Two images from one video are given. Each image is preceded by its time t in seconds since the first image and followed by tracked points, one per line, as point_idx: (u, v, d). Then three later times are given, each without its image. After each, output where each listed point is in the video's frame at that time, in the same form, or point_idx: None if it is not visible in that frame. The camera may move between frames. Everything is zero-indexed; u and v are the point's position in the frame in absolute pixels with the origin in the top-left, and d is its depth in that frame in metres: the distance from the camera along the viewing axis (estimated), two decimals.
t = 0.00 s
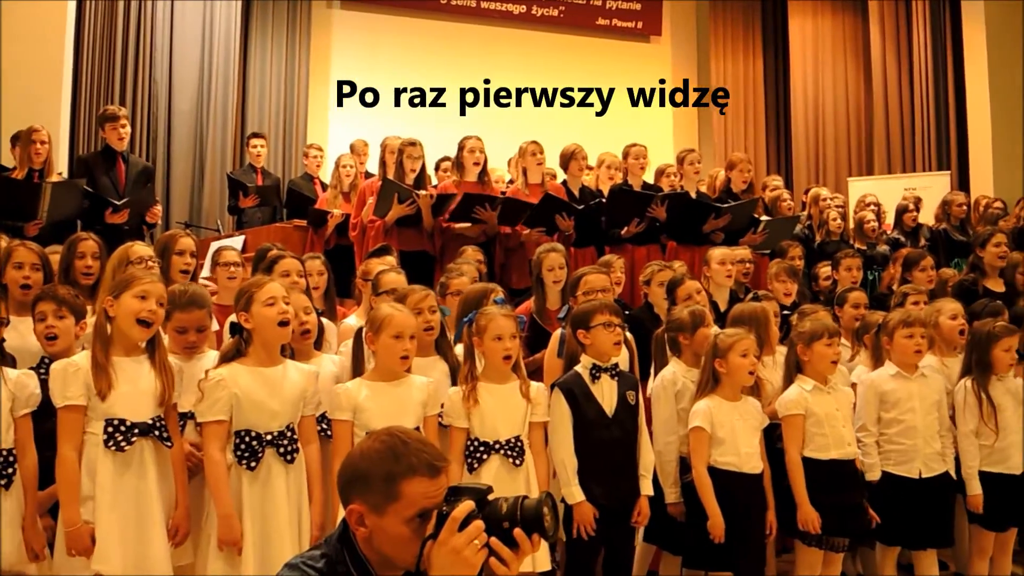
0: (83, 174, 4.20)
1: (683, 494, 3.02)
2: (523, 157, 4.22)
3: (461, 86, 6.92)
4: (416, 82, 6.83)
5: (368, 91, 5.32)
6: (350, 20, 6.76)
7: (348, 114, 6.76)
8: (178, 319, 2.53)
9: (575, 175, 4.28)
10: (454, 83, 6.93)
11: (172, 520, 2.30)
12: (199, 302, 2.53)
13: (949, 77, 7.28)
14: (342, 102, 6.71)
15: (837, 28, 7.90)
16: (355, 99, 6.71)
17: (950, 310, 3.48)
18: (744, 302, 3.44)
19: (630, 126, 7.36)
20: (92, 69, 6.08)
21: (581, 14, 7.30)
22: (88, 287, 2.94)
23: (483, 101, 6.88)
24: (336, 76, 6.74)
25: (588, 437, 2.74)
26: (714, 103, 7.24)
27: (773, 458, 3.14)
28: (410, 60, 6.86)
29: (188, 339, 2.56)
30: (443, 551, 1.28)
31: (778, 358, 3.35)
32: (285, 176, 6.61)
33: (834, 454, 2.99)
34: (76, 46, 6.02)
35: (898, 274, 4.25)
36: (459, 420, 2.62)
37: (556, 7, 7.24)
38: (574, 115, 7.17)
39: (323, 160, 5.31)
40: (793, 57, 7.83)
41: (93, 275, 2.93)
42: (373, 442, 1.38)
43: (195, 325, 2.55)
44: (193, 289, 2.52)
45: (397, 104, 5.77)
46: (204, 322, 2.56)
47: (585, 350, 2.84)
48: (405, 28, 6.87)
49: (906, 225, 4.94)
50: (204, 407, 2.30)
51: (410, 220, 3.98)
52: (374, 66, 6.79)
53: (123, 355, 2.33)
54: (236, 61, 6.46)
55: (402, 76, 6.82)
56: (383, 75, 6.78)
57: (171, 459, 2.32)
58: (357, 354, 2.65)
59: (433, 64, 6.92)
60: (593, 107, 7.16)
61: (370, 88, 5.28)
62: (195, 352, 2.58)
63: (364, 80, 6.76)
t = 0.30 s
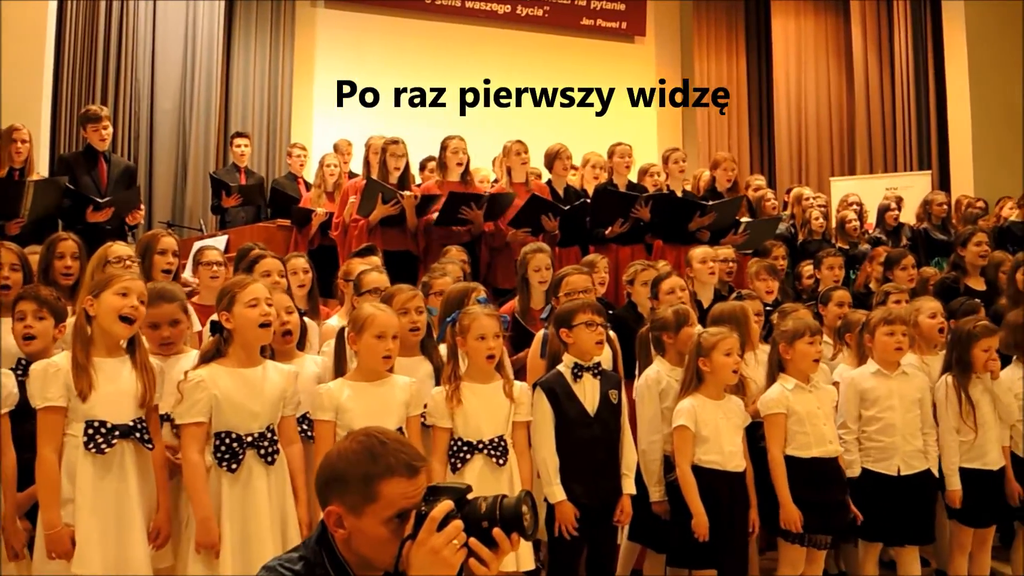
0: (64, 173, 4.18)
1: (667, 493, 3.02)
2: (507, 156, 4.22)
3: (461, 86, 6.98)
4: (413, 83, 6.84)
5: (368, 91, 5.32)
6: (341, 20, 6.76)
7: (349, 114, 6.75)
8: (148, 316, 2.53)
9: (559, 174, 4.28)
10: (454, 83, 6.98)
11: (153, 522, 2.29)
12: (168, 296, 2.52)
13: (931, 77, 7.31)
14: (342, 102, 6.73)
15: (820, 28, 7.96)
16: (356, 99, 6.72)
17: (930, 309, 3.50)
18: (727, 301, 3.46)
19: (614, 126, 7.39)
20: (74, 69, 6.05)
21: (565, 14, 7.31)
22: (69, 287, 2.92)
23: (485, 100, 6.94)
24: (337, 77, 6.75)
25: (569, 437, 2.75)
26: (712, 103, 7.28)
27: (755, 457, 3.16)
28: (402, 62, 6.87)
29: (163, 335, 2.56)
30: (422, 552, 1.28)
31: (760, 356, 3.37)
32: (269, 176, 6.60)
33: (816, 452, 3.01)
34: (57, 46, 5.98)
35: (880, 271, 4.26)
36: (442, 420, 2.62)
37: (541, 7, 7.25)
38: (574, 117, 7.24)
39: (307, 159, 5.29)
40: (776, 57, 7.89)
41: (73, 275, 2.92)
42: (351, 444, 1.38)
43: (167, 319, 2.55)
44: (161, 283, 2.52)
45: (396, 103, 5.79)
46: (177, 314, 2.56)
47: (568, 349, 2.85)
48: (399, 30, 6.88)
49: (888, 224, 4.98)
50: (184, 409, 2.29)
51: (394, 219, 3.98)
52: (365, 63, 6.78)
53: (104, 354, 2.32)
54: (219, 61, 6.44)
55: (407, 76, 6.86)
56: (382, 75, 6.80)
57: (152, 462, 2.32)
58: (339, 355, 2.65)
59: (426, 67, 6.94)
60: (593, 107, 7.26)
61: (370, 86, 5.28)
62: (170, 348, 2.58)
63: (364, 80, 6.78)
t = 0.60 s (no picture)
0: (47, 168, 4.15)
1: (648, 492, 3.03)
2: (493, 155, 4.21)
3: (461, 86, 7.04)
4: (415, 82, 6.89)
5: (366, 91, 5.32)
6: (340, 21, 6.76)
7: (349, 115, 6.76)
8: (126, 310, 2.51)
9: (545, 174, 4.28)
10: (456, 82, 7.04)
11: (131, 521, 2.27)
12: (146, 289, 2.51)
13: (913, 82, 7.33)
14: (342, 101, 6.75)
15: (805, 30, 8.02)
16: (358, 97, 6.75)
17: (913, 314, 3.53)
18: (710, 302, 3.47)
19: (601, 126, 7.39)
20: (58, 63, 6.01)
21: (552, 14, 7.32)
22: (49, 283, 2.91)
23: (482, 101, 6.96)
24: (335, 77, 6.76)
25: (551, 436, 2.75)
26: (711, 105, 7.33)
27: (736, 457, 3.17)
28: (396, 62, 6.88)
29: (140, 329, 2.54)
30: (400, 549, 1.27)
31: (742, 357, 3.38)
32: (254, 173, 6.57)
33: (795, 453, 3.02)
34: (41, 40, 5.94)
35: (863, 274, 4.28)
36: (425, 418, 2.62)
37: (528, 7, 7.25)
38: (571, 117, 7.30)
39: (292, 156, 5.28)
40: (762, 59, 7.94)
41: (53, 271, 2.90)
42: (328, 441, 1.37)
43: (145, 313, 2.53)
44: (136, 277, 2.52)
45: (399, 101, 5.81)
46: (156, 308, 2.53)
47: (551, 349, 2.85)
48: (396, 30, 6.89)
49: (871, 228, 5.02)
50: (166, 407, 2.28)
51: (378, 217, 3.98)
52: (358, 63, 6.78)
53: (84, 350, 2.31)
54: (204, 57, 6.41)
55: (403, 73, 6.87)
56: (382, 75, 6.83)
57: (131, 461, 2.30)
58: (321, 353, 2.64)
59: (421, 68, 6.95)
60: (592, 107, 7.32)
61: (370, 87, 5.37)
62: (149, 341, 2.56)
63: (364, 80, 6.80)
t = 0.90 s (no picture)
0: (28, 165, 4.12)
1: (632, 488, 3.03)
2: (477, 152, 4.21)
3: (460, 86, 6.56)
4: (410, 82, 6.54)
5: (368, 91, 5.35)
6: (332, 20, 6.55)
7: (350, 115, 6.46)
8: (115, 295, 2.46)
9: (530, 172, 4.28)
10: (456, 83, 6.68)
11: (112, 519, 2.25)
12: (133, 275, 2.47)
13: (897, 81, 7.28)
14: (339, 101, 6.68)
15: (789, 27, 8.12)
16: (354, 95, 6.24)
17: (899, 314, 3.57)
18: (694, 299, 3.47)
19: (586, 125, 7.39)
20: (39, 61, 5.97)
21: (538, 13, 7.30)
22: (29, 281, 2.88)
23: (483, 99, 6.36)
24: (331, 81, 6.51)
25: (535, 433, 2.75)
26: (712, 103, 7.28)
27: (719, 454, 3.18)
28: (389, 62, 6.49)
29: (123, 317, 2.49)
30: (382, 545, 1.26)
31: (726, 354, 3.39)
32: (237, 169, 6.73)
33: (774, 449, 3.04)
34: (21, 37, 5.89)
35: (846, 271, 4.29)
36: (408, 415, 2.61)
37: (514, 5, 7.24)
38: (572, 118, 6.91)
39: (276, 154, 5.27)
40: (746, 55, 8.06)
41: (34, 268, 2.88)
42: (308, 437, 1.37)
43: (130, 302, 2.47)
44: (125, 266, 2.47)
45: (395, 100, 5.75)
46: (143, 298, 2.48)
47: (535, 345, 2.85)
48: (383, 33, 6.55)
49: (855, 225, 5.04)
50: (149, 402, 2.26)
51: (363, 215, 3.96)
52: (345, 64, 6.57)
53: (63, 347, 2.29)
54: (187, 54, 6.44)
55: (397, 74, 6.40)
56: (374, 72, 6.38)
57: (110, 459, 2.29)
58: (304, 350, 2.62)
59: (411, 67, 6.47)
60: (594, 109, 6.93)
61: (370, 86, 5.35)
62: (129, 331, 2.52)
63: (361, 79, 6.41)
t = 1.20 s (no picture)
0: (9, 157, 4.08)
1: (615, 483, 3.03)
2: (462, 147, 4.21)
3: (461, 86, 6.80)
4: (415, 82, 6.69)
5: (369, 90, 5.38)
6: (351, 14, 6.68)
7: (353, 114, 6.60)
8: (100, 295, 2.47)
9: (516, 167, 4.28)
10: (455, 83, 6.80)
11: (92, 510, 2.24)
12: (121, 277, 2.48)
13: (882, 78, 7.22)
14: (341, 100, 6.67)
15: (775, 26, 8.11)
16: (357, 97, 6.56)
17: (881, 308, 3.58)
18: (678, 294, 3.47)
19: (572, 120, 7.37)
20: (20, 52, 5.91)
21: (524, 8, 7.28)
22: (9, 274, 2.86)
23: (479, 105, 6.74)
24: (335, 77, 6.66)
25: (519, 426, 2.76)
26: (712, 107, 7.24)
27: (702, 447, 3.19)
28: (404, 59, 6.81)
29: (110, 317, 2.49)
30: (365, 539, 1.26)
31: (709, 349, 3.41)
32: (221, 163, 6.55)
33: (754, 443, 3.06)
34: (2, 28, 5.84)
35: (830, 268, 4.30)
36: (390, 409, 2.62)
37: None
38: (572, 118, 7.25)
39: (259, 148, 5.25)
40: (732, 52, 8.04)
41: (13, 261, 2.85)
42: (290, 431, 1.36)
43: (116, 301, 2.48)
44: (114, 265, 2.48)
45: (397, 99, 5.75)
46: (128, 299, 2.49)
47: (519, 340, 2.85)
48: (413, 28, 6.87)
49: (838, 223, 5.05)
50: (127, 391, 2.25)
51: (346, 210, 3.94)
52: (352, 65, 6.66)
53: (34, 341, 2.27)
54: (171, 46, 6.38)
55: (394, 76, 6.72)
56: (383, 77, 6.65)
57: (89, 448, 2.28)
58: (287, 343, 2.62)
59: (421, 68, 6.82)
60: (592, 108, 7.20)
61: (371, 86, 5.37)
62: (116, 330, 2.52)
63: (364, 78, 6.67)
